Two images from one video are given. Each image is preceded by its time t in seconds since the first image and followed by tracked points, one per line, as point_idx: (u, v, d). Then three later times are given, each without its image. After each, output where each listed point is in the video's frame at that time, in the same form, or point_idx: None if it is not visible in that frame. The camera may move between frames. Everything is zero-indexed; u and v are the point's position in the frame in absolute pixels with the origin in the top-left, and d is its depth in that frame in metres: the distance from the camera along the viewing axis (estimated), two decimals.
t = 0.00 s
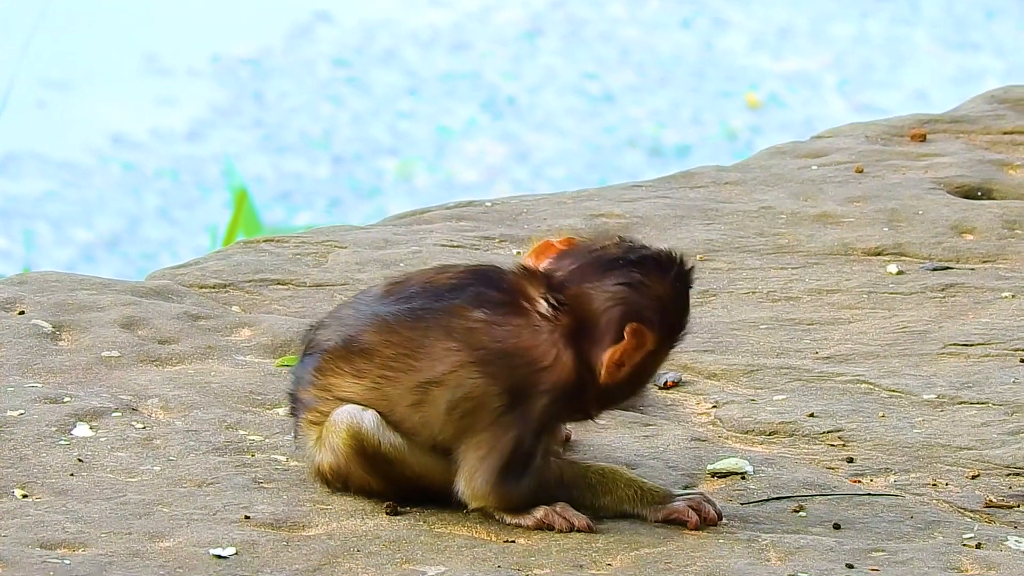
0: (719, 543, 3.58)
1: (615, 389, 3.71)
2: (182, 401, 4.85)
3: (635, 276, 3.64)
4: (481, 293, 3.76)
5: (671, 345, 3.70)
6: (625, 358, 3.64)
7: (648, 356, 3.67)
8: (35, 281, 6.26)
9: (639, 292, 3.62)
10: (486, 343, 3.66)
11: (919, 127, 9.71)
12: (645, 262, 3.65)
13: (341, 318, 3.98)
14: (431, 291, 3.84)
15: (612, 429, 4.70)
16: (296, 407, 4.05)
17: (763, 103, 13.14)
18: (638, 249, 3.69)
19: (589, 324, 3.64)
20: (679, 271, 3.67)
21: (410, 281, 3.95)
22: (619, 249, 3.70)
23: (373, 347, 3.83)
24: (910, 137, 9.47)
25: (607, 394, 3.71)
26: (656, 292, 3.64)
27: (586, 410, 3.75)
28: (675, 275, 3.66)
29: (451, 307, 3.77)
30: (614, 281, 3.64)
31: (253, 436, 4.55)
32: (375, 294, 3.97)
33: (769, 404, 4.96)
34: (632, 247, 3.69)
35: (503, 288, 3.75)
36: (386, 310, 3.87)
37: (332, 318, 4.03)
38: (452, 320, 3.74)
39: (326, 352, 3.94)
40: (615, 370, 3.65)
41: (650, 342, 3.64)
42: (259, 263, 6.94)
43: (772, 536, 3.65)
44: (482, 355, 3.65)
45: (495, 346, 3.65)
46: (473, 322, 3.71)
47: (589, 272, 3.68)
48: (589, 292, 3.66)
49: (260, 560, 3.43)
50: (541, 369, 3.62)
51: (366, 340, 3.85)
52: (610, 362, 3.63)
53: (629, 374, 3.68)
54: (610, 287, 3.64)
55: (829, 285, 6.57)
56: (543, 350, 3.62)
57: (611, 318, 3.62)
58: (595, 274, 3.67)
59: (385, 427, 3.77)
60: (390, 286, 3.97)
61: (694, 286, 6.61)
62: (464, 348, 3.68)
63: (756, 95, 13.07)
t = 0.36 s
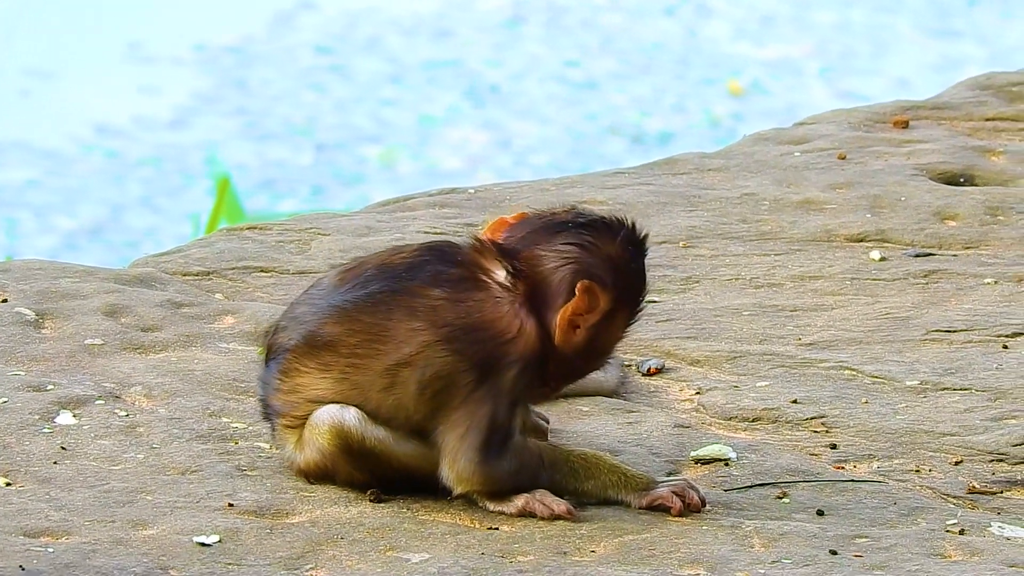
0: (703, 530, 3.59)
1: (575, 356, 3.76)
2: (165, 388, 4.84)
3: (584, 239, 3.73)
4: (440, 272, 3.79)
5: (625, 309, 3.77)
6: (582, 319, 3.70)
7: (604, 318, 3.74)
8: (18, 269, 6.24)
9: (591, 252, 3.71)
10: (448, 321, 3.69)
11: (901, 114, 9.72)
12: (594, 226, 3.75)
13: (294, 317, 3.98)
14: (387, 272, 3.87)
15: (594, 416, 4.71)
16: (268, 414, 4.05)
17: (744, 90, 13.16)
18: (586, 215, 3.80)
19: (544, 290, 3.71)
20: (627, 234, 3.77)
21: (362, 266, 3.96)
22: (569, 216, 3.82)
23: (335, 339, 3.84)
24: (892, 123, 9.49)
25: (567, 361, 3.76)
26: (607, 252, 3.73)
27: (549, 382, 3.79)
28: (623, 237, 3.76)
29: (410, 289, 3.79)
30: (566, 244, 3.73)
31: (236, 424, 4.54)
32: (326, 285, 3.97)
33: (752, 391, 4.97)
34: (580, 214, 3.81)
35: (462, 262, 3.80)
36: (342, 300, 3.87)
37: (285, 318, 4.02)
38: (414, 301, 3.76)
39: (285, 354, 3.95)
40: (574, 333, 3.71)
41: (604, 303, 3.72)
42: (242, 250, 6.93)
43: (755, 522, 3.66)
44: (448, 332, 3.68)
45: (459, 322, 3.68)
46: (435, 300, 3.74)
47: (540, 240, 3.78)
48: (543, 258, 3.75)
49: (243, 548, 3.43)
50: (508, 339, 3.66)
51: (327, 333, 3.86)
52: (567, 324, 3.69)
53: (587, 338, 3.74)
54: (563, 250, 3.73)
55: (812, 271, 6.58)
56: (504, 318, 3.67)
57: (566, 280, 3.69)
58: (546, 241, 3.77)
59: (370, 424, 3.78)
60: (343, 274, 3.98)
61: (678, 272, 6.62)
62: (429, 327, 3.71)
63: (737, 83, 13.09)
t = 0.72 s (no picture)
0: (686, 527, 3.60)
1: (557, 341, 3.76)
2: (149, 383, 4.83)
3: (566, 223, 3.74)
4: (422, 256, 3.81)
5: (606, 293, 3.78)
6: (563, 301, 3.71)
7: (586, 302, 3.75)
8: (2, 263, 6.22)
9: (572, 235, 3.73)
10: (430, 303, 3.70)
11: (886, 113, 9.74)
12: (574, 211, 3.77)
13: (275, 309, 3.97)
14: (368, 259, 3.88)
15: (578, 413, 4.71)
16: (252, 409, 4.05)
17: (728, 88, 13.16)
18: (567, 202, 3.82)
19: (526, 273, 3.72)
20: (607, 220, 3.79)
21: (342, 255, 3.96)
22: (552, 203, 3.84)
23: (317, 326, 3.84)
24: (877, 122, 9.51)
25: (549, 346, 3.76)
26: (588, 235, 3.74)
27: (532, 370, 3.79)
28: (603, 223, 3.78)
29: (392, 273, 3.79)
30: (547, 228, 3.75)
31: (221, 419, 4.53)
32: (307, 276, 3.97)
33: (736, 388, 4.98)
34: (563, 202, 3.84)
35: (445, 249, 3.81)
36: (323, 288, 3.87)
37: (266, 312, 4.02)
38: (396, 285, 3.77)
39: (268, 347, 3.95)
40: (556, 315, 3.72)
41: (585, 286, 3.73)
42: (227, 246, 6.92)
43: (739, 520, 3.67)
44: (431, 315, 3.69)
45: (441, 304, 3.69)
46: (417, 283, 3.75)
47: (521, 225, 3.79)
48: (524, 243, 3.76)
49: (228, 543, 3.43)
50: (491, 322, 3.67)
51: (309, 321, 3.86)
52: (549, 306, 3.70)
53: (569, 322, 3.74)
54: (544, 233, 3.74)
55: (796, 269, 6.60)
56: (486, 302, 3.68)
57: (548, 262, 3.70)
58: (527, 226, 3.78)
59: (351, 415, 3.78)
60: (323, 264, 3.98)
61: (662, 269, 6.62)
62: (411, 311, 3.72)
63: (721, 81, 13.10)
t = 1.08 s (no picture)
0: (687, 526, 3.60)
1: (557, 335, 3.77)
2: (150, 382, 4.84)
3: (565, 216, 3.77)
4: (423, 248, 3.82)
5: (606, 287, 3.79)
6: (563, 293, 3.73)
7: (586, 295, 3.76)
8: (3, 263, 6.22)
9: (571, 227, 3.75)
10: (430, 296, 3.71)
11: (885, 112, 9.75)
12: (573, 205, 3.80)
13: (275, 304, 3.98)
14: (368, 252, 3.89)
15: (578, 412, 4.71)
16: (253, 406, 4.05)
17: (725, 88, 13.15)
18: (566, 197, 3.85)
19: (526, 265, 3.74)
20: (606, 216, 3.82)
21: (343, 250, 3.98)
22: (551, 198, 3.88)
23: (318, 319, 3.85)
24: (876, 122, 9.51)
25: (549, 339, 3.76)
26: (588, 228, 3.76)
27: (532, 365, 3.80)
28: (602, 218, 3.81)
29: (393, 265, 3.80)
30: (547, 221, 3.78)
31: (221, 419, 4.53)
32: (308, 271, 3.98)
33: (736, 388, 4.99)
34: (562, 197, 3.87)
35: (446, 242, 3.83)
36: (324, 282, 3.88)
37: (267, 308, 4.03)
38: (396, 277, 3.77)
39: (269, 340, 3.96)
40: (556, 308, 3.73)
41: (585, 278, 3.74)
42: (228, 245, 6.92)
43: (739, 519, 3.68)
44: (431, 307, 3.70)
45: (441, 295, 3.70)
46: (418, 275, 3.76)
47: (521, 219, 3.82)
48: (523, 236, 3.79)
49: (228, 542, 3.43)
50: (491, 315, 3.68)
51: (309, 314, 3.87)
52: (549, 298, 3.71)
53: (569, 315, 3.75)
54: (544, 226, 3.77)
55: (796, 269, 6.61)
56: (486, 294, 3.69)
57: (548, 254, 3.72)
58: (527, 220, 3.81)
59: (351, 410, 3.77)
60: (324, 259, 3.99)
61: (662, 269, 6.63)
62: (412, 302, 3.72)
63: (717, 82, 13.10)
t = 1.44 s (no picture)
0: (692, 526, 3.61)
1: (554, 320, 3.78)
2: (156, 383, 4.84)
3: (553, 199, 3.79)
4: (416, 241, 3.85)
5: (601, 267, 3.80)
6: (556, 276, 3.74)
7: (579, 277, 3.77)
8: (9, 264, 6.24)
9: (559, 209, 3.77)
10: (424, 287, 3.74)
11: (890, 113, 9.75)
12: (560, 188, 3.81)
13: (272, 301, 4.01)
14: (363, 246, 3.92)
15: (583, 412, 4.72)
16: (254, 406, 4.06)
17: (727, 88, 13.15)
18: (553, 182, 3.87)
19: (518, 252, 3.76)
20: (594, 196, 3.83)
21: (338, 246, 4.00)
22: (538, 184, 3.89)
23: (314, 312, 3.87)
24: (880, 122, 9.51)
25: (547, 325, 3.78)
26: (576, 208, 3.77)
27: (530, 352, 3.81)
28: (591, 198, 3.82)
29: (387, 258, 3.84)
30: (535, 206, 3.80)
31: (227, 419, 4.54)
32: (304, 267, 4.01)
33: (740, 388, 4.99)
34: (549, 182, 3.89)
35: (439, 236, 3.86)
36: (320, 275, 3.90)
37: (264, 306, 4.05)
38: (389, 270, 3.81)
39: (265, 335, 3.98)
40: (551, 292, 3.74)
41: (577, 260, 3.75)
42: (233, 246, 6.93)
43: (744, 519, 3.68)
44: (426, 298, 3.73)
45: (434, 286, 3.73)
46: (410, 267, 3.79)
47: (510, 207, 3.84)
48: (513, 223, 3.81)
49: (234, 542, 3.44)
50: (484, 304, 3.70)
51: (305, 307, 3.89)
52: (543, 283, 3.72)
53: (564, 298, 3.76)
54: (533, 211, 3.79)
55: (801, 269, 6.61)
56: (479, 285, 3.72)
57: (538, 238, 3.74)
58: (515, 207, 3.83)
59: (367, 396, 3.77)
60: (320, 255, 4.02)
61: (666, 269, 6.63)
62: (406, 294, 3.75)
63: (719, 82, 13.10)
